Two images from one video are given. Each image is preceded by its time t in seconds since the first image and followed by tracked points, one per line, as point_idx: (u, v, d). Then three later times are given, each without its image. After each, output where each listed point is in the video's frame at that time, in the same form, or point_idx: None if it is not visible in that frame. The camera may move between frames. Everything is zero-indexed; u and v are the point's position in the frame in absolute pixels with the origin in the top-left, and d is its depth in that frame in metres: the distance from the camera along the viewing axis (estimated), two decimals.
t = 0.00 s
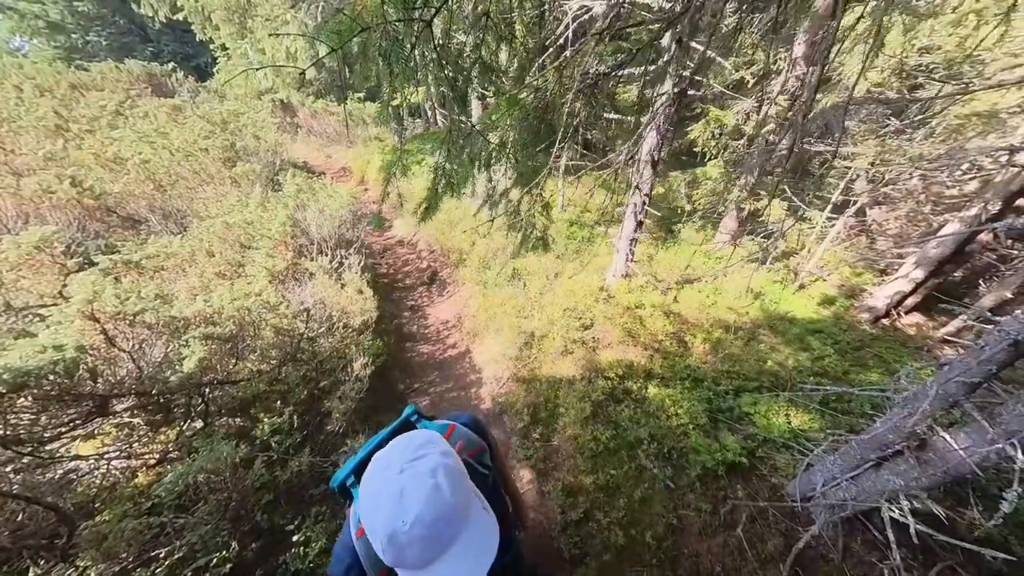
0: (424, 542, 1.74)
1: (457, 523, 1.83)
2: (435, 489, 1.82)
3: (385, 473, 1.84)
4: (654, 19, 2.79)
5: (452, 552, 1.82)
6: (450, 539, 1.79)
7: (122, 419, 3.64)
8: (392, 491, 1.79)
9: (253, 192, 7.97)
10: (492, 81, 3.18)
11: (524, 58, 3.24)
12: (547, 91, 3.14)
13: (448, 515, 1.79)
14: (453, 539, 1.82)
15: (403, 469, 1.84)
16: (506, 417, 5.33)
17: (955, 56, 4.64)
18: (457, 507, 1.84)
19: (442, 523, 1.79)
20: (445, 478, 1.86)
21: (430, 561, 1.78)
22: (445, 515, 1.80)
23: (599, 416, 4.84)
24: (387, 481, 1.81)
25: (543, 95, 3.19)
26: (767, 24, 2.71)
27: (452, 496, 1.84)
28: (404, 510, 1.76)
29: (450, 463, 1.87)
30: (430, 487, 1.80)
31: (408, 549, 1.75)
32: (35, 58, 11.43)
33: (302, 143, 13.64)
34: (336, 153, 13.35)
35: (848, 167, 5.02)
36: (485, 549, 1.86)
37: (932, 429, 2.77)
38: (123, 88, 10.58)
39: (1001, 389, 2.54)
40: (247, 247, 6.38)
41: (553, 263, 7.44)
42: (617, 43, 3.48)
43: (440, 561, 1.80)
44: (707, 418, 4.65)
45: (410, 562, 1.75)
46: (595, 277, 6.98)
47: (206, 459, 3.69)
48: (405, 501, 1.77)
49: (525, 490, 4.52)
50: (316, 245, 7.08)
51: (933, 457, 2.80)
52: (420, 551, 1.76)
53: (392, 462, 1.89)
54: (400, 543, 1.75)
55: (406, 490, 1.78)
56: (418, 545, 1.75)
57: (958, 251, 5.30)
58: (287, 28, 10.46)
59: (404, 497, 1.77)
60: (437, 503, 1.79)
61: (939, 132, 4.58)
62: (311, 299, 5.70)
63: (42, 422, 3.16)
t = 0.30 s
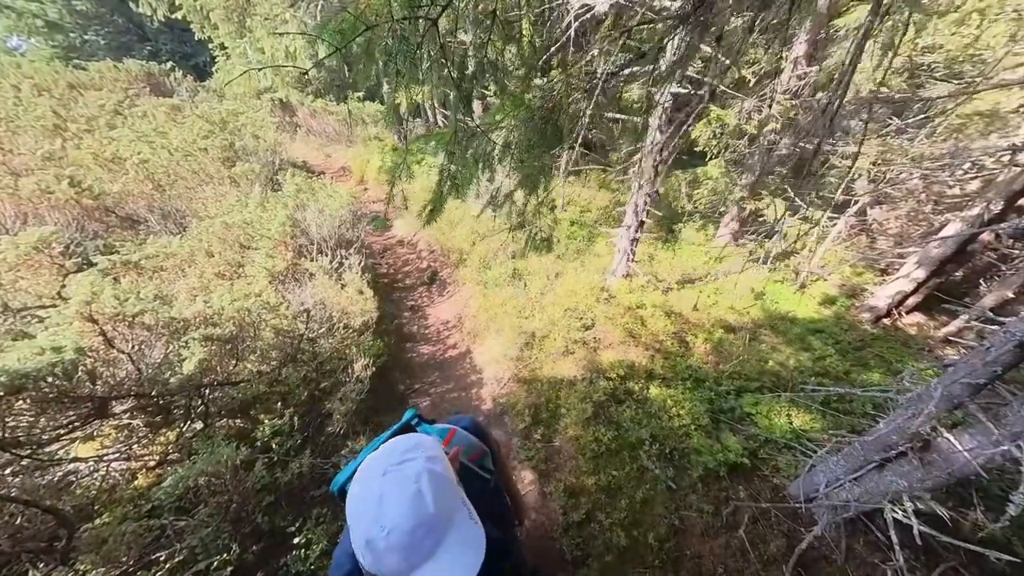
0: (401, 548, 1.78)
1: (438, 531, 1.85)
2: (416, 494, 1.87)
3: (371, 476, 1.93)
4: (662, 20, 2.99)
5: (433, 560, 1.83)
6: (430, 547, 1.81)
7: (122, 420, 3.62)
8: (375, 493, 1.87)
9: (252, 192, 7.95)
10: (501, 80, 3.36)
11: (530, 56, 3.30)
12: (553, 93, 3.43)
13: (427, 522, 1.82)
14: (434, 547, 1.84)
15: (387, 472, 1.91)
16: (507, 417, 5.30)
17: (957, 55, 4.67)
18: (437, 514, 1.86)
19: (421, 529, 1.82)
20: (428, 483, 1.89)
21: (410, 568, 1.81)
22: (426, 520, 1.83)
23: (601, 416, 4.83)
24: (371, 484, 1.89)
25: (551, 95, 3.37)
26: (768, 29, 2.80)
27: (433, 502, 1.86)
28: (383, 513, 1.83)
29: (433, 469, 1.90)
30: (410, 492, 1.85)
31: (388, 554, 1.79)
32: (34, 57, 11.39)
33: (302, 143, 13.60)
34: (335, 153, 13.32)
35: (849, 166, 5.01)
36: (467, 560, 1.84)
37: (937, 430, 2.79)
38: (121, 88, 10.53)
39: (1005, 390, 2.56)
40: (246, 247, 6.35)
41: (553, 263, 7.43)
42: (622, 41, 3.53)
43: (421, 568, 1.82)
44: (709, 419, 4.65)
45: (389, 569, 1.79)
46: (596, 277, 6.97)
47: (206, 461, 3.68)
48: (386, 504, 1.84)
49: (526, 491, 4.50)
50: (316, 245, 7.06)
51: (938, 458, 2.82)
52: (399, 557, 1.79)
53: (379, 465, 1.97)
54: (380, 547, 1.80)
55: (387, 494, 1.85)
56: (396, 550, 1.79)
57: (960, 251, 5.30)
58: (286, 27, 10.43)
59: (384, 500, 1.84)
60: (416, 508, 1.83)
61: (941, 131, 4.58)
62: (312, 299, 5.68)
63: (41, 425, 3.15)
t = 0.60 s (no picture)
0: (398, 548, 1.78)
1: (435, 530, 1.85)
2: (413, 493, 1.87)
3: (367, 476, 1.93)
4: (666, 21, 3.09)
5: (431, 560, 1.84)
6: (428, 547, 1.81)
7: (122, 421, 3.60)
8: (372, 494, 1.88)
9: (252, 192, 7.94)
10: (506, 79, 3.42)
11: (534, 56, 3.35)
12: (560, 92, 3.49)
13: (424, 522, 1.82)
14: (431, 546, 1.84)
15: (384, 472, 1.91)
16: (508, 418, 5.29)
17: (958, 54, 4.68)
18: (435, 513, 1.86)
19: (418, 529, 1.83)
20: (425, 483, 1.89)
21: (408, 568, 1.81)
22: (423, 519, 1.84)
23: (602, 416, 4.83)
24: (367, 484, 1.89)
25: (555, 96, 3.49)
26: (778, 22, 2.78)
27: (431, 501, 1.87)
28: (380, 513, 1.83)
29: (430, 468, 1.90)
30: (407, 491, 1.86)
31: (384, 553, 1.80)
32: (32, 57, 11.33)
33: (301, 143, 13.58)
34: (335, 152, 13.31)
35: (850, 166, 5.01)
36: (465, 559, 1.84)
37: (939, 430, 2.79)
38: (119, 87, 10.49)
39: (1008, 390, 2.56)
40: (246, 247, 6.33)
41: (554, 262, 7.42)
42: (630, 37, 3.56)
43: (419, 568, 1.82)
44: (710, 419, 4.65)
45: (387, 569, 1.79)
46: (596, 277, 6.97)
47: (207, 463, 3.68)
48: (383, 505, 1.84)
49: (527, 491, 4.49)
50: (316, 245, 7.04)
51: (940, 459, 2.82)
52: (396, 557, 1.79)
53: (376, 465, 1.97)
54: (377, 547, 1.81)
55: (384, 494, 1.85)
56: (394, 550, 1.80)
57: (960, 251, 5.30)
58: (285, 26, 10.41)
59: (381, 500, 1.85)
60: (412, 508, 1.83)
61: (941, 130, 4.59)
62: (312, 299, 5.66)
63: (41, 426, 3.13)
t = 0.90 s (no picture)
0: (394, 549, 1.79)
1: (431, 529, 1.85)
2: (408, 494, 1.87)
3: (363, 476, 1.93)
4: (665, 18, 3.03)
5: (427, 560, 1.85)
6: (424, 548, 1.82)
7: (121, 421, 3.62)
8: (367, 495, 1.88)
9: (251, 192, 7.93)
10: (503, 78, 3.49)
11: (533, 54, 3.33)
12: (557, 91, 3.49)
13: (420, 522, 1.82)
14: (427, 545, 1.85)
15: (380, 473, 1.91)
16: (507, 417, 5.28)
17: (958, 54, 4.69)
18: (430, 513, 1.86)
19: (414, 529, 1.83)
20: (420, 483, 1.89)
21: (404, 568, 1.82)
22: (418, 520, 1.84)
23: (602, 415, 4.83)
24: (363, 485, 1.90)
25: (553, 97, 3.49)
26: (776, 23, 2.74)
27: (427, 502, 1.87)
28: (376, 514, 1.84)
29: (426, 468, 1.89)
30: (402, 491, 1.86)
31: (380, 554, 1.80)
32: (31, 57, 11.30)
33: (301, 143, 13.57)
34: (334, 152, 13.30)
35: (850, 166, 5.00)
36: (461, 558, 1.85)
37: (937, 429, 2.79)
38: (118, 87, 10.46)
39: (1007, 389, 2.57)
40: (245, 247, 6.32)
41: (553, 262, 7.42)
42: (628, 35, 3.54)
43: (415, 568, 1.83)
44: (709, 418, 4.65)
45: (383, 570, 1.79)
46: (596, 276, 6.96)
47: (206, 463, 3.68)
48: (379, 505, 1.84)
49: (526, 491, 4.50)
50: (315, 245, 7.04)
51: (939, 458, 2.83)
52: (392, 558, 1.80)
53: (372, 465, 1.97)
54: (373, 548, 1.81)
55: (380, 495, 1.85)
56: (390, 550, 1.80)
57: (959, 250, 5.31)
58: (284, 25, 10.40)
59: (376, 500, 1.85)
60: (409, 508, 1.83)
61: (940, 130, 4.59)
62: (311, 299, 5.65)
63: (39, 426, 3.14)
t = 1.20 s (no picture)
0: (394, 546, 1.79)
1: (431, 526, 1.86)
2: (407, 490, 1.88)
3: (363, 475, 1.94)
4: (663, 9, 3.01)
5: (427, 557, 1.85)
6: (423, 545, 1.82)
7: (121, 421, 3.60)
8: (367, 493, 1.88)
9: (250, 191, 7.91)
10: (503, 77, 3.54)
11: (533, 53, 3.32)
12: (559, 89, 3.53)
13: (419, 519, 1.83)
14: (427, 542, 1.85)
15: (379, 471, 1.92)
16: (507, 417, 5.29)
17: (958, 52, 4.69)
18: (429, 510, 1.87)
19: (414, 526, 1.84)
20: (420, 480, 1.90)
21: (404, 565, 1.82)
22: (418, 517, 1.84)
23: (602, 415, 4.83)
24: (362, 484, 1.90)
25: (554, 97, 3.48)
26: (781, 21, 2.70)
27: (426, 498, 1.88)
28: (375, 512, 1.84)
29: (424, 465, 1.90)
30: (401, 489, 1.87)
31: (380, 553, 1.81)
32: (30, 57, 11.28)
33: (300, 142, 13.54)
34: (333, 151, 13.29)
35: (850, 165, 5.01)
36: (461, 554, 1.86)
37: (937, 428, 2.80)
38: (117, 86, 10.44)
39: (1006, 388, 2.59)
40: (245, 247, 6.30)
41: (553, 262, 7.43)
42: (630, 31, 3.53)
43: (415, 565, 1.84)
44: (709, 417, 4.66)
45: (382, 568, 1.80)
46: (596, 276, 6.97)
47: (206, 464, 3.68)
48: (378, 503, 1.85)
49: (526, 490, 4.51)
50: (315, 245, 7.03)
51: (938, 456, 2.85)
52: (392, 555, 1.81)
53: (371, 464, 1.98)
54: (372, 546, 1.82)
55: (379, 493, 1.86)
56: (390, 548, 1.81)
57: (959, 249, 5.31)
58: (283, 24, 10.38)
59: (375, 498, 1.86)
60: (408, 505, 1.84)
61: (940, 129, 4.59)
62: (311, 299, 5.65)
63: (40, 426, 3.14)
